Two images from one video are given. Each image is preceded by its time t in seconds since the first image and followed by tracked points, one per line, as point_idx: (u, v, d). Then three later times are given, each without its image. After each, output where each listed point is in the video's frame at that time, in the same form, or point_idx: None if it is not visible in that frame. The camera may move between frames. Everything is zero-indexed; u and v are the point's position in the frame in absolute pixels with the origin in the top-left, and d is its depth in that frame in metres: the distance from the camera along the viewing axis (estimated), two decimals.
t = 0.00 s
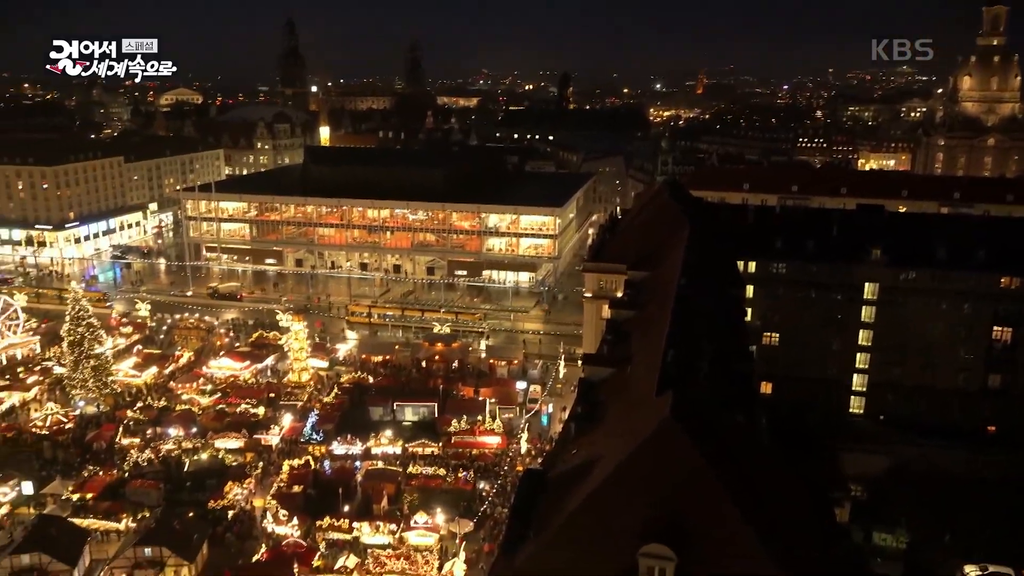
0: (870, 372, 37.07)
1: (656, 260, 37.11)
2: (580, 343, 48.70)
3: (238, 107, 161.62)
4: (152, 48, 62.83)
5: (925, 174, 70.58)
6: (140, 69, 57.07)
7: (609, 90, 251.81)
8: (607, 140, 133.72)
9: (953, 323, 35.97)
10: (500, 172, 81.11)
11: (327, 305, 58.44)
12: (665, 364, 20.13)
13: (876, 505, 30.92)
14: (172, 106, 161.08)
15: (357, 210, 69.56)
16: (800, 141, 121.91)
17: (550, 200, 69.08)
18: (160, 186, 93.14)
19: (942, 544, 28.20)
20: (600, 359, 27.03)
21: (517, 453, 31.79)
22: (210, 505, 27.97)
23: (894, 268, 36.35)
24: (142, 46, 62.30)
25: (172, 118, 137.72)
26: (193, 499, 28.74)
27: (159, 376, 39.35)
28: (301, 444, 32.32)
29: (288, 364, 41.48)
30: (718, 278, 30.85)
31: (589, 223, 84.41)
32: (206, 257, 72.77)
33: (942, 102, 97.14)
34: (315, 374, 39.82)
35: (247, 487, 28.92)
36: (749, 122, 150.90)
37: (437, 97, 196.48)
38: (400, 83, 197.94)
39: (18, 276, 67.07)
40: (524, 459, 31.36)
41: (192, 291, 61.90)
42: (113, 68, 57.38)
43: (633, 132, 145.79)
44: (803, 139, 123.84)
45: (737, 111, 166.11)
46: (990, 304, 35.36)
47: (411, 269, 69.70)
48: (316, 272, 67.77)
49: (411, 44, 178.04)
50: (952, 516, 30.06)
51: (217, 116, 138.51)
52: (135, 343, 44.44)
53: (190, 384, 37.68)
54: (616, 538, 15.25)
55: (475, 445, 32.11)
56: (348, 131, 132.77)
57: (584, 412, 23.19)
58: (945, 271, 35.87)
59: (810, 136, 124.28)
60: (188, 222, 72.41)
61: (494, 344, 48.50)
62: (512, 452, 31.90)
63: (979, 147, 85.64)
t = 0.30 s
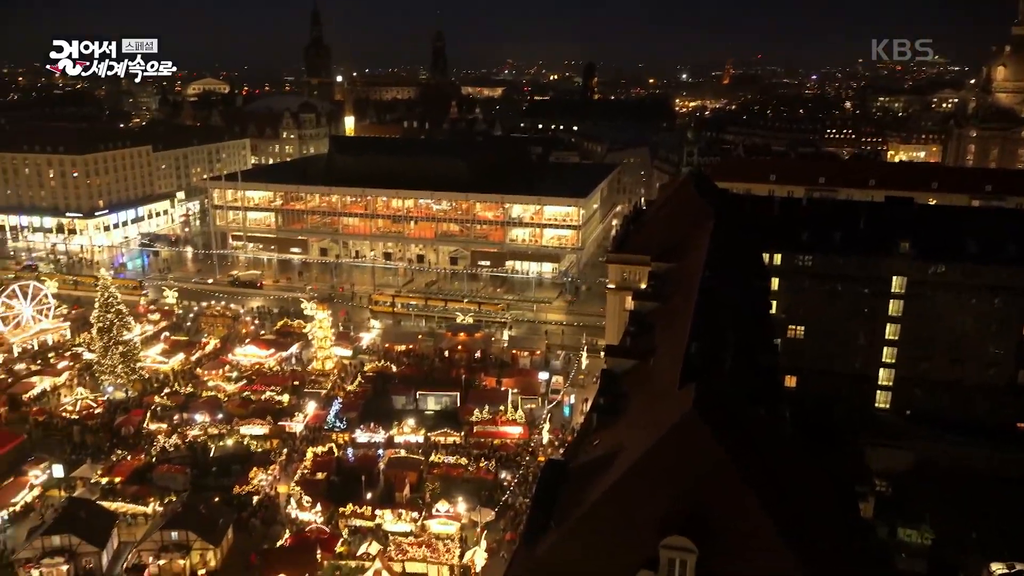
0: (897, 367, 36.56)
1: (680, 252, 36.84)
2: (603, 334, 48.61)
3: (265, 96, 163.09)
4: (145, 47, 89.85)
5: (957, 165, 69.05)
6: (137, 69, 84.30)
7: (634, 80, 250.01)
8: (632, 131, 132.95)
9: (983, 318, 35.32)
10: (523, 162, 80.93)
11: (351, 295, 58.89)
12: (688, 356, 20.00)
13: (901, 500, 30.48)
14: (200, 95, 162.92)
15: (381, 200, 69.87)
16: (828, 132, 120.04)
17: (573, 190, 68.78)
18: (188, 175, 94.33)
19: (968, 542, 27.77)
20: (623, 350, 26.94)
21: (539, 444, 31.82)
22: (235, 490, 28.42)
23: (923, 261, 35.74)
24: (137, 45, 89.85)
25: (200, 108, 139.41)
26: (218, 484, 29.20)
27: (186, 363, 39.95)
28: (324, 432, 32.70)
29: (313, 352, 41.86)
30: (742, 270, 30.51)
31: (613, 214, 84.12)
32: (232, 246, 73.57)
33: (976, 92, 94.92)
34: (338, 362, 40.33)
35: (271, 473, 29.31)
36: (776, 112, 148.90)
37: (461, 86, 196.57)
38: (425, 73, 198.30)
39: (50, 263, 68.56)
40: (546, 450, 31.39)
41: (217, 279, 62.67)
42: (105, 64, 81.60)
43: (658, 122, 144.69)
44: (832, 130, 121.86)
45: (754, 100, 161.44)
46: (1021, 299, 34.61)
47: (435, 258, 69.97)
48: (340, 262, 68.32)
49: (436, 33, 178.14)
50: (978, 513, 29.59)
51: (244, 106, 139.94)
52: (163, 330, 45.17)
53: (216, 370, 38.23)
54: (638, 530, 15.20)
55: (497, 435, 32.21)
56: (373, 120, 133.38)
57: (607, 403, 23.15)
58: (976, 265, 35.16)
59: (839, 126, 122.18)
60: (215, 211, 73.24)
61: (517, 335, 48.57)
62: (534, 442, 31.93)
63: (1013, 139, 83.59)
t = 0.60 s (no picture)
0: (924, 361, 36.03)
1: (703, 243, 36.52)
2: (626, 326, 48.43)
3: (290, 86, 164.15)
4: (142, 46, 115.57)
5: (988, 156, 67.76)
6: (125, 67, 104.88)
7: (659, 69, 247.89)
8: (655, 121, 131.94)
9: (1014, 312, 34.67)
10: (546, 152, 80.64)
11: (373, 283, 59.22)
12: (712, 348, 19.86)
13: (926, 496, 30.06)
14: (226, 85, 164.29)
15: (405, 189, 70.02)
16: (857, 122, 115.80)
17: (596, 181, 68.42)
18: (214, 164, 95.35)
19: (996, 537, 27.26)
20: (645, 341, 26.80)
21: (561, 434, 31.82)
22: (259, 476, 28.78)
23: (953, 254, 35.10)
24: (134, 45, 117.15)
25: (227, 97, 140.64)
26: (242, 470, 29.58)
27: (211, 350, 40.54)
28: (347, 419, 33.02)
29: (336, 340, 42.22)
30: (767, 262, 30.15)
31: (636, 204, 83.72)
32: (257, 235, 74.22)
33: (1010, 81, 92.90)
34: (361, 350, 40.68)
35: (295, 460, 29.70)
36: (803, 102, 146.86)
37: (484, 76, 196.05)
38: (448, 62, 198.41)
39: (79, 250, 69.79)
40: (568, 440, 31.40)
41: (242, 267, 63.28)
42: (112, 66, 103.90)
43: (682, 112, 143.50)
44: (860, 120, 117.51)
45: (776, 89, 149.01)
46: None
47: (457, 248, 70.11)
48: (364, 251, 68.72)
49: (460, 22, 177.86)
50: (1005, 510, 29.12)
51: (269, 95, 140.88)
52: (189, 317, 45.80)
53: (241, 358, 38.74)
54: (662, 521, 15.15)
55: (519, 425, 32.26)
56: (397, 109, 133.73)
57: (628, 395, 23.08)
58: (1007, 258, 34.47)
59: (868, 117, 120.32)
60: (241, 199, 73.87)
61: (539, 325, 48.57)
62: (555, 432, 31.96)
63: None
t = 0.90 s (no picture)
0: (953, 356, 35.36)
1: (729, 235, 36.18)
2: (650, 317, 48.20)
3: (316, 75, 164.96)
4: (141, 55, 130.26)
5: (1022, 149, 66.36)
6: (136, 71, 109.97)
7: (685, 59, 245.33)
8: (682, 111, 130.72)
9: None
10: (571, 142, 80.31)
11: (397, 272, 59.50)
12: (737, 340, 19.66)
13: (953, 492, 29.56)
14: (253, 74, 165.60)
15: (429, 179, 70.16)
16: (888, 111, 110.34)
17: (621, 171, 68.02)
18: (241, 153, 96.30)
19: None
20: (669, 333, 26.66)
21: (583, 425, 31.82)
22: (284, 462, 29.16)
23: (984, 248, 34.46)
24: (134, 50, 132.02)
25: (254, 86, 141.83)
26: (267, 456, 29.94)
27: (237, 337, 41.13)
28: (370, 407, 33.33)
29: (360, 329, 42.56)
30: (794, 254, 29.77)
31: (661, 195, 83.22)
32: (282, 223, 74.80)
33: None
34: (385, 339, 41.00)
35: (319, 447, 30.02)
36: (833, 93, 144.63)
37: (510, 66, 195.11)
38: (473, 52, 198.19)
39: (109, 237, 71.00)
40: (590, 431, 31.39)
41: (267, 254, 63.90)
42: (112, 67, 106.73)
43: (709, 102, 142.03)
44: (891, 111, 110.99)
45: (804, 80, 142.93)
46: None
47: (481, 238, 70.24)
48: (388, 241, 69.09)
49: (485, 11, 177.43)
50: None
51: (295, 85, 141.79)
52: (216, 304, 46.44)
53: (266, 345, 39.22)
54: (685, 512, 15.08)
55: (541, 415, 32.32)
56: (422, 99, 133.90)
57: (651, 387, 22.98)
58: None
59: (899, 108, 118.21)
60: (267, 187, 74.42)
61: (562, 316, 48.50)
62: (578, 423, 31.96)
63: None
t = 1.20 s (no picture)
0: (982, 352, 34.58)
1: (755, 227, 35.82)
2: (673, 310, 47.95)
3: (341, 65, 165.54)
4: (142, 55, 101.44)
5: None
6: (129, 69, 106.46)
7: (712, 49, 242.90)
8: (707, 101, 129.51)
9: None
10: (595, 132, 79.90)
11: (421, 262, 59.82)
12: (761, 334, 19.43)
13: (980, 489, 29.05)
14: (279, 64, 166.54)
15: (453, 169, 70.19)
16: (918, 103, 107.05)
17: (646, 162, 67.55)
18: (267, 142, 97.18)
19: None
20: (693, 326, 26.47)
21: (605, 416, 31.78)
22: (308, 449, 29.46)
23: (1016, 242, 33.75)
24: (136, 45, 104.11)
25: (280, 76, 142.75)
26: (291, 443, 30.28)
27: (263, 325, 41.69)
28: (393, 397, 33.60)
29: (383, 318, 42.83)
30: (819, 247, 29.37)
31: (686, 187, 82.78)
32: (308, 213, 75.29)
33: None
34: (408, 329, 41.31)
35: (342, 435, 30.27)
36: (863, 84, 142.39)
37: (534, 55, 194.45)
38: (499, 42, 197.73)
39: (138, 226, 72.18)
40: (612, 422, 31.33)
41: (292, 243, 64.51)
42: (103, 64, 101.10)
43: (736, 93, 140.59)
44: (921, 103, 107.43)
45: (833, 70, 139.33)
46: None
47: (505, 229, 70.32)
48: (412, 231, 69.49)
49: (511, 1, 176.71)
50: None
51: (321, 74, 142.47)
52: (242, 293, 47.02)
53: (291, 333, 39.67)
54: (707, 503, 14.98)
55: (562, 407, 32.35)
56: (446, 89, 134.04)
57: (674, 380, 22.86)
58: None
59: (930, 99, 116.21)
60: (293, 177, 74.91)
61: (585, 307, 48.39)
62: (599, 414, 31.94)
63: None
